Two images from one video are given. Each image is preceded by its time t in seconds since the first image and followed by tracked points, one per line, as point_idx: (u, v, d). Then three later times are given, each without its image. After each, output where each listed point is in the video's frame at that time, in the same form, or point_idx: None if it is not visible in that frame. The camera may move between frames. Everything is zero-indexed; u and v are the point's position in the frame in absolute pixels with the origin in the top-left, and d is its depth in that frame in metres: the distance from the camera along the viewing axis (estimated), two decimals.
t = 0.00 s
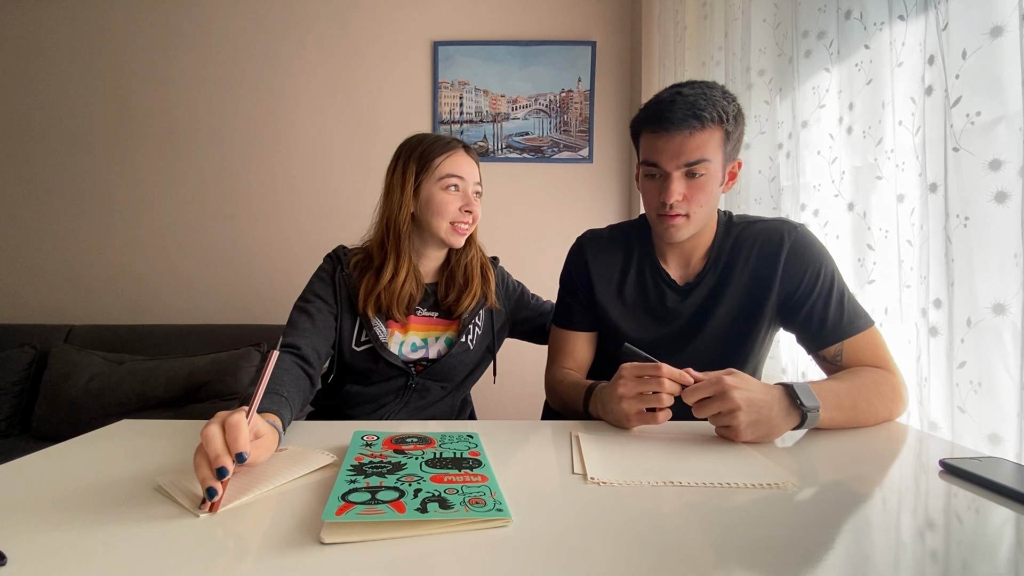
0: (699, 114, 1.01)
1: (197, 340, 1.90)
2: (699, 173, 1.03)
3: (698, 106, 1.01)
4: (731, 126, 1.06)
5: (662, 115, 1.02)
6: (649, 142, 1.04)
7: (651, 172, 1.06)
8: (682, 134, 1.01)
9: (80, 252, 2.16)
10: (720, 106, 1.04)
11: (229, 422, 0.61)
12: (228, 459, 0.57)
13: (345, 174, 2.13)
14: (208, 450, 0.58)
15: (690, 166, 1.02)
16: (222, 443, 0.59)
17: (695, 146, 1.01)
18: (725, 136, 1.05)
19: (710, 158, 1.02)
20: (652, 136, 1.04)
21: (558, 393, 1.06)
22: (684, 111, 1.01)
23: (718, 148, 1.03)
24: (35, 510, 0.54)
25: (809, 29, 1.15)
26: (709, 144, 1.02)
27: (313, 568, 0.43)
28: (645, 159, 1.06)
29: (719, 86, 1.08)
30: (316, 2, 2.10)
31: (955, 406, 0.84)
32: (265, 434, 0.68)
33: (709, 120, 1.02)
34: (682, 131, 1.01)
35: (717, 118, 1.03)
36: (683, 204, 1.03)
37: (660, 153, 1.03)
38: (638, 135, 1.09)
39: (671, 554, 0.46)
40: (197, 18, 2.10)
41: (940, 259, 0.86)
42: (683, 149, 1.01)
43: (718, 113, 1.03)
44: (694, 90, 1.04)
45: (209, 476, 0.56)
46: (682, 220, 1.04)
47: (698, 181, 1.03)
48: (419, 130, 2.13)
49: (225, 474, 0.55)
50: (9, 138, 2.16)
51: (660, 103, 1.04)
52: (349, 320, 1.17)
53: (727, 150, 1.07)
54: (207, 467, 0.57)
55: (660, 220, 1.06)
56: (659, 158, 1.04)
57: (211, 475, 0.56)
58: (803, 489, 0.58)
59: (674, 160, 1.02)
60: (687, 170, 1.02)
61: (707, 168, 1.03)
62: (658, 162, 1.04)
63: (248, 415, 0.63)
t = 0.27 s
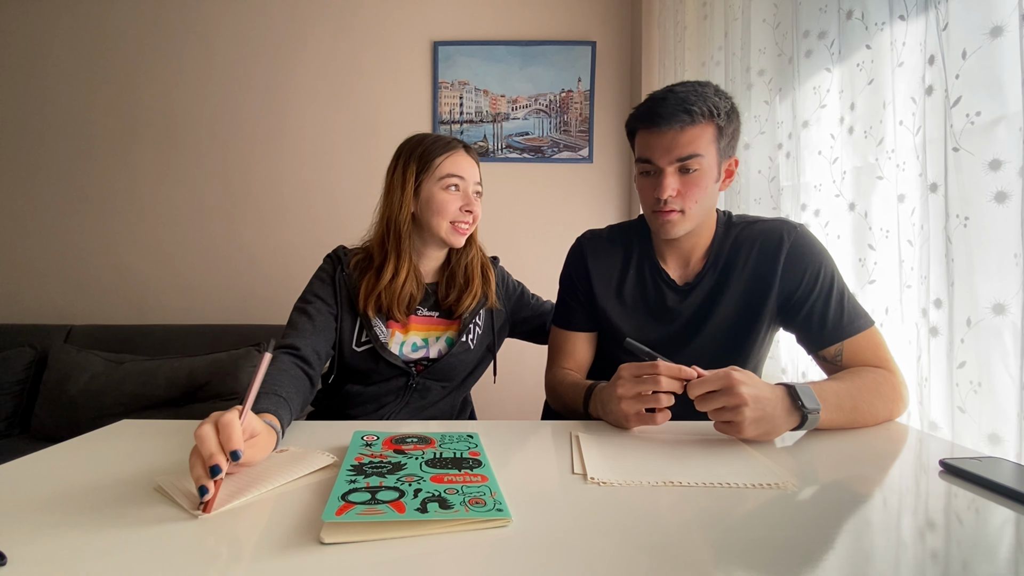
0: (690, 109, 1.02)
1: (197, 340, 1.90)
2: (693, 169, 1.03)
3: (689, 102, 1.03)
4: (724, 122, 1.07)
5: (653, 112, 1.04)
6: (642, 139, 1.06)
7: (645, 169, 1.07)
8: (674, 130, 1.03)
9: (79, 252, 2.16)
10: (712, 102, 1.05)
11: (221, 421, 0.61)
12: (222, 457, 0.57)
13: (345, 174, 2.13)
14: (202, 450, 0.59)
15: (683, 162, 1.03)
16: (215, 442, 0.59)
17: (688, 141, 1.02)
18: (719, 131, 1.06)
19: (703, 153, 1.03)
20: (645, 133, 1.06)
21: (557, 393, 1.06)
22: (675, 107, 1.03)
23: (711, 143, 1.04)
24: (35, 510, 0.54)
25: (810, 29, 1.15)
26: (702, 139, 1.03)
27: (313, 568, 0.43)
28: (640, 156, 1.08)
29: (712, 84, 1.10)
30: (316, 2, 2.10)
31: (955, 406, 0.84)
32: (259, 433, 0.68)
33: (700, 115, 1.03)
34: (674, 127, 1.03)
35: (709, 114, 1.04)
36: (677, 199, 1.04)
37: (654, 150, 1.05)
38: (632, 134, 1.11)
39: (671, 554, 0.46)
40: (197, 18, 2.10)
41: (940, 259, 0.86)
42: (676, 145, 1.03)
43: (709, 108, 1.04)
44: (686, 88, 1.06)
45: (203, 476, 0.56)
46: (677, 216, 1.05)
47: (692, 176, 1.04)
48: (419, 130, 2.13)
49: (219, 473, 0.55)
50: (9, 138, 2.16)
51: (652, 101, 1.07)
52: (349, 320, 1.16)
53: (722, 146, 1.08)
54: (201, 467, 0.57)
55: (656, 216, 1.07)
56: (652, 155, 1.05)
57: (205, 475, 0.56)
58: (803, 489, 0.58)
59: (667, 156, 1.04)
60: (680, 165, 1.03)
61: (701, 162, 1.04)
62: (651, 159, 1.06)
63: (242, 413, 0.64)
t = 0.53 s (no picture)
0: (674, 104, 1.07)
1: (197, 340, 1.90)
2: (682, 162, 1.06)
3: (675, 99, 1.07)
4: (713, 116, 1.09)
5: (640, 110, 1.10)
6: (633, 138, 1.11)
7: (637, 166, 1.12)
8: (661, 126, 1.07)
9: (79, 252, 2.16)
10: (698, 98, 1.08)
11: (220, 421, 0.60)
12: (227, 457, 0.57)
13: (345, 174, 2.13)
14: (205, 450, 0.58)
15: (671, 156, 1.07)
16: (216, 442, 0.59)
17: (674, 136, 1.06)
18: (708, 126, 1.09)
19: (690, 146, 1.06)
20: (635, 132, 1.11)
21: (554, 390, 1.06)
22: (660, 103, 1.07)
23: (699, 137, 1.07)
24: (34, 510, 0.54)
25: (810, 29, 1.15)
26: (689, 133, 1.06)
27: (313, 568, 0.43)
28: (632, 154, 1.13)
29: (703, 83, 1.13)
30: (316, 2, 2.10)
31: (955, 406, 0.84)
32: (259, 432, 0.68)
33: (684, 110, 1.07)
34: (660, 123, 1.07)
35: (694, 108, 1.07)
36: (667, 192, 1.07)
37: (643, 147, 1.09)
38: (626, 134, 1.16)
39: (671, 554, 0.46)
40: (197, 18, 2.10)
41: (940, 259, 0.86)
42: (663, 139, 1.07)
43: (696, 103, 1.07)
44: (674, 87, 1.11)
45: (210, 476, 0.56)
46: (669, 209, 1.07)
47: (682, 170, 1.07)
48: (419, 130, 2.13)
49: (228, 472, 0.56)
50: (9, 138, 2.16)
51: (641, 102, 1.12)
52: (349, 321, 1.16)
53: (713, 140, 1.10)
54: (205, 467, 0.57)
55: (649, 211, 1.10)
56: (642, 151, 1.10)
57: (212, 474, 0.56)
58: (803, 489, 0.58)
59: (655, 151, 1.08)
60: (669, 159, 1.07)
61: (689, 156, 1.06)
62: (642, 155, 1.10)
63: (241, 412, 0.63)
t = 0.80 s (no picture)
0: (671, 96, 1.08)
1: (197, 340, 1.90)
2: (679, 155, 1.07)
3: (672, 92, 1.08)
4: (711, 109, 1.10)
5: (638, 104, 1.11)
6: (632, 132, 1.13)
7: (636, 160, 1.13)
8: (658, 118, 1.08)
9: (79, 252, 2.16)
10: (696, 91, 1.09)
11: (222, 424, 0.61)
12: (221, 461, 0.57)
13: (345, 174, 2.13)
14: (200, 452, 0.59)
15: (668, 148, 1.08)
16: (212, 446, 0.59)
17: (671, 129, 1.07)
18: (705, 119, 1.09)
19: (687, 139, 1.07)
20: (634, 126, 1.12)
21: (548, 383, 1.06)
22: (658, 96, 1.09)
23: (696, 130, 1.08)
24: (35, 510, 0.54)
25: (809, 29, 1.15)
26: (685, 126, 1.08)
27: (314, 568, 0.43)
28: (631, 148, 1.14)
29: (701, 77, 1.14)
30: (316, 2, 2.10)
31: (955, 406, 0.84)
32: (258, 436, 0.68)
33: (681, 102, 1.08)
34: (657, 116, 1.08)
35: (691, 101, 1.08)
36: (665, 185, 1.08)
37: (641, 140, 1.11)
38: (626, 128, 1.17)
39: (671, 554, 0.46)
40: (197, 18, 2.10)
41: (940, 259, 0.86)
42: (660, 132, 1.08)
43: (693, 97, 1.08)
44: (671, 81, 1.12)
45: (202, 479, 0.56)
46: (666, 202, 1.09)
47: (680, 162, 1.08)
48: (419, 130, 2.13)
49: (219, 476, 0.55)
50: (9, 138, 2.16)
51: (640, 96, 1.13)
52: (349, 320, 1.16)
53: (711, 134, 1.11)
54: (198, 469, 0.57)
55: (648, 204, 1.11)
56: (640, 145, 1.11)
57: (203, 477, 0.56)
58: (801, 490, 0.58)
59: (653, 145, 1.09)
60: (666, 152, 1.08)
61: (686, 149, 1.07)
62: (640, 149, 1.12)
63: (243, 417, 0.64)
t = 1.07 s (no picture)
0: (673, 94, 1.10)
1: (197, 340, 1.90)
2: (681, 151, 1.09)
3: (674, 91, 1.10)
4: (713, 108, 1.12)
5: (642, 103, 1.14)
6: (636, 131, 1.15)
7: (640, 158, 1.15)
8: (660, 116, 1.10)
9: (79, 252, 2.16)
10: (698, 90, 1.11)
11: (217, 423, 0.59)
12: (226, 459, 0.57)
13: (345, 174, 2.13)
14: (203, 452, 0.58)
15: (670, 145, 1.09)
16: (213, 445, 0.58)
17: (673, 125, 1.09)
18: (707, 117, 1.11)
19: (689, 136, 1.09)
20: (638, 124, 1.15)
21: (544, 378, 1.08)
22: (660, 95, 1.11)
23: (698, 128, 1.10)
24: (35, 510, 0.54)
25: (810, 29, 1.15)
26: (687, 123, 1.09)
27: (313, 568, 0.43)
28: (635, 147, 1.16)
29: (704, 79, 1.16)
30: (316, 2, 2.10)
31: (955, 406, 0.84)
32: (256, 432, 0.67)
33: (683, 100, 1.10)
34: (660, 113, 1.11)
35: (692, 100, 1.10)
36: (667, 181, 1.09)
37: (644, 138, 1.13)
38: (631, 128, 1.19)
39: (671, 554, 0.46)
40: (197, 18, 2.10)
41: (939, 259, 0.86)
42: (662, 129, 1.10)
43: (694, 95, 1.10)
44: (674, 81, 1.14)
45: (210, 479, 0.55)
46: (668, 198, 1.09)
47: (682, 159, 1.09)
48: (419, 130, 2.13)
49: (228, 474, 0.55)
50: (10, 138, 2.16)
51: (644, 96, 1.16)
52: (349, 320, 1.17)
53: (713, 132, 1.12)
54: (203, 469, 0.56)
55: (650, 201, 1.12)
56: (643, 143, 1.13)
57: (212, 476, 0.55)
58: (802, 490, 0.58)
59: (655, 142, 1.11)
60: (668, 149, 1.09)
61: (688, 145, 1.09)
62: (643, 147, 1.13)
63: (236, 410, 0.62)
